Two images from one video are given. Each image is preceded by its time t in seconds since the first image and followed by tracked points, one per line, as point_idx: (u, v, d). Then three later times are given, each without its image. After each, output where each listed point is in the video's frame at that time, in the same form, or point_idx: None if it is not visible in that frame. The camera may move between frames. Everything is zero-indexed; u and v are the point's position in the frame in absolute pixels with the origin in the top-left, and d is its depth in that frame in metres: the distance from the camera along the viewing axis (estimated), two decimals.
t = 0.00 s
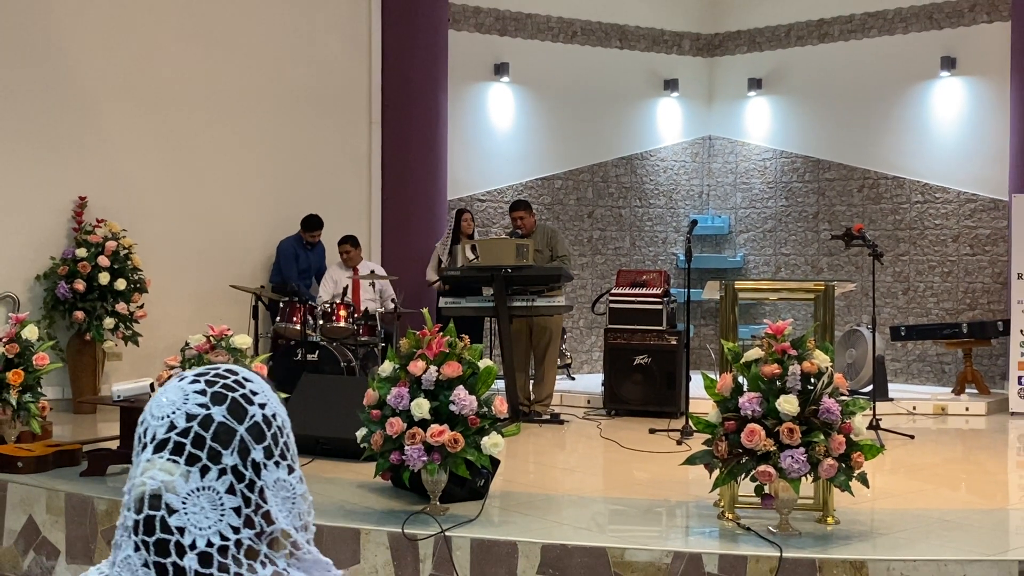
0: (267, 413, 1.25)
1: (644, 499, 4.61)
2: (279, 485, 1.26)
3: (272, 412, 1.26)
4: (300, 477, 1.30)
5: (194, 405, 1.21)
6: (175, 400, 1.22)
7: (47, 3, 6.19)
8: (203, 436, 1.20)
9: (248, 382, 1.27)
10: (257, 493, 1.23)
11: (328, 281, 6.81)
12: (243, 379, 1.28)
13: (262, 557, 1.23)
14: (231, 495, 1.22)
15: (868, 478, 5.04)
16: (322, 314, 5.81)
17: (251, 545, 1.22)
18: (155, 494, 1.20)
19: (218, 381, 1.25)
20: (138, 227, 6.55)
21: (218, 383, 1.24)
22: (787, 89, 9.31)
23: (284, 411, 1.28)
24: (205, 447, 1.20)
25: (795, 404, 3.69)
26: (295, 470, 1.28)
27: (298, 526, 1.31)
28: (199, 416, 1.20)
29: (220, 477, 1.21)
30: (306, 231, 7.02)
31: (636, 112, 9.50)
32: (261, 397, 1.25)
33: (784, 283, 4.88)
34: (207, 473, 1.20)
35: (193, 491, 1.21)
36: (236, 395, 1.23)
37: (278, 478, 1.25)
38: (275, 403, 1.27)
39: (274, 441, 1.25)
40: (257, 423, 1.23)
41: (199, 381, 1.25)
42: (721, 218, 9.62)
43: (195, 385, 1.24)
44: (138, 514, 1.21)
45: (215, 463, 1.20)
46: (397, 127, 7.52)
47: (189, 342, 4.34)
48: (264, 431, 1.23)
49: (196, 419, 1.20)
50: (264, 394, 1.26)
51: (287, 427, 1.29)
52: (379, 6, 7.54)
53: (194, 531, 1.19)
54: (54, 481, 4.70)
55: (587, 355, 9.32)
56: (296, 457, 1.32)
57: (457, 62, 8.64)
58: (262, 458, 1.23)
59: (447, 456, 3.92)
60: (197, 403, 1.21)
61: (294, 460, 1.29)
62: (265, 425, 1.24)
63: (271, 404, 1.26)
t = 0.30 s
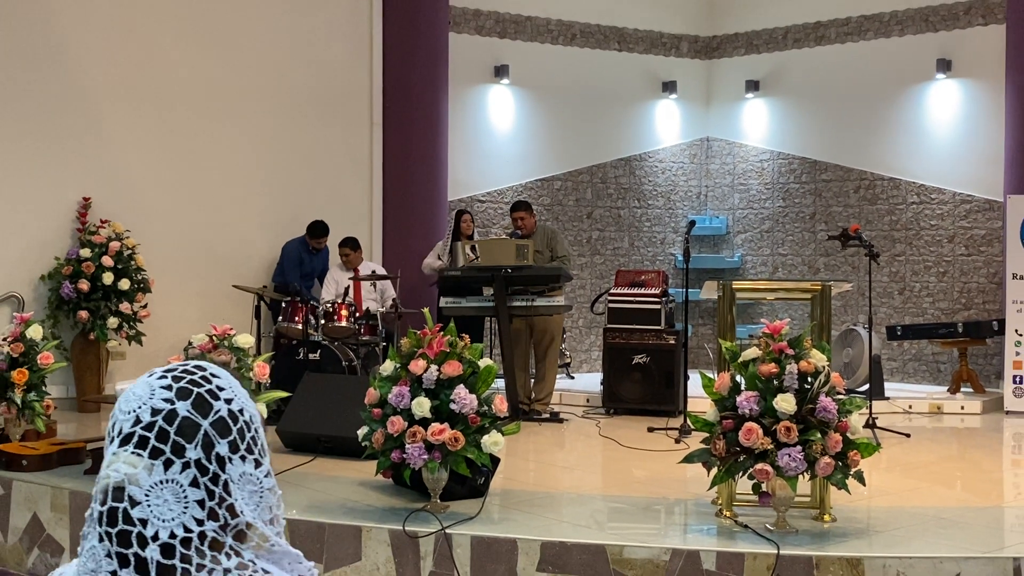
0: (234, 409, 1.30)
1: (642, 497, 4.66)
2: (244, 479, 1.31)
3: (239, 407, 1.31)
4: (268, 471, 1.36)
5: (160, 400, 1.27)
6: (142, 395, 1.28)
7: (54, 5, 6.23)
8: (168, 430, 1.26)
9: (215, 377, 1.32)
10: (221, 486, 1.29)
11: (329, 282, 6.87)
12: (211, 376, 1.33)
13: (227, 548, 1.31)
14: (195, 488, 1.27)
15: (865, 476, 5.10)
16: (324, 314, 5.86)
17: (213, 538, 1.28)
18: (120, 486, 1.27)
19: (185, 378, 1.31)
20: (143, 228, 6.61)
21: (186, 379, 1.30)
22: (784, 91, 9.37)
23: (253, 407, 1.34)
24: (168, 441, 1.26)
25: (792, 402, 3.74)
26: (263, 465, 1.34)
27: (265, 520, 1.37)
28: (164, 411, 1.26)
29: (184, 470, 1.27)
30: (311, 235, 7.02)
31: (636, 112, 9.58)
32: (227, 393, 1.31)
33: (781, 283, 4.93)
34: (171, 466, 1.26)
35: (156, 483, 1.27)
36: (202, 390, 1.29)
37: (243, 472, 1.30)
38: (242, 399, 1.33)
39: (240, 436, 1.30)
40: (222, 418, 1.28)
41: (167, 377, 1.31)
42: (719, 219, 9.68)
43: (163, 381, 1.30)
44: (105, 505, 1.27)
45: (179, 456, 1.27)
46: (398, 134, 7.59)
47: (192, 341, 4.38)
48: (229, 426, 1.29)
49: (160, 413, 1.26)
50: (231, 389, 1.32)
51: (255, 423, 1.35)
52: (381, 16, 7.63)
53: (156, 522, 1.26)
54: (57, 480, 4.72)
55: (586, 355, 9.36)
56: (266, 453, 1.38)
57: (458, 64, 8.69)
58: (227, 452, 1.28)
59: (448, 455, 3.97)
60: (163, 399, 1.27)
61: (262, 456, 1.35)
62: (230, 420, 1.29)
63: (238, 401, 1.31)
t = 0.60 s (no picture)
0: (213, 404, 1.38)
1: (639, 492, 4.77)
2: (223, 472, 1.38)
3: (219, 402, 1.39)
4: (248, 464, 1.43)
5: (140, 395, 1.36)
6: (123, 391, 1.38)
7: (63, 12, 6.33)
8: (146, 425, 1.35)
9: (196, 373, 1.40)
10: (198, 479, 1.37)
11: (333, 281, 6.91)
12: (192, 373, 1.41)
13: (205, 539, 1.38)
14: (173, 480, 1.36)
15: (858, 472, 5.20)
16: (327, 313, 5.95)
17: (191, 529, 1.37)
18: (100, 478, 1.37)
19: (166, 374, 1.40)
20: (149, 229, 6.72)
21: (167, 375, 1.39)
22: (779, 95, 9.50)
23: (232, 402, 1.42)
24: (148, 436, 1.35)
25: (787, 400, 3.80)
26: (242, 459, 1.41)
27: (246, 513, 1.44)
28: (143, 406, 1.35)
29: (162, 464, 1.36)
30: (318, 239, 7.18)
31: (634, 115, 9.71)
32: (206, 389, 1.39)
33: (776, 284, 5.04)
34: (150, 459, 1.35)
35: (135, 476, 1.36)
36: (180, 386, 1.37)
37: (221, 466, 1.38)
38: (223, 395, 1.40)
39: (219, 431, 1.38)
40: (201, 414, 1.37)
41: (149, 374, 1.40)
42: (715, 220, 9.80)
43: (144, 377, 1.39)
44: (85, 497, 1.39)
45: (157, 450, 1.35)
46: (398, 139, 7.71)
47: (199, 340, 4.44)
48: (207, 421, 1.37)
49: (140, 408, 1.35)
50: (211, 385, 1.39)
51: (236, 418, 1.42)
52: (383, 24, 7.78)
53: (133, 514, 1.36)
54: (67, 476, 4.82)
55: (585, 353, 9.47)
56: (248, 447, 1.44)
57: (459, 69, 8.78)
58: (205, 447, 1.36)
59: (449, 451, 4.08)
60: (142, 395, 1.36)
61: (243, 449, 1.42)
62: (209, 415, 1.37)
63: (218, 396, 1.39)
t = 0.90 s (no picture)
0: (201, 402, 1.46)
1: (638, 490, 4.82)
2: (213, 469, 1.47)
3: (207, 400, 1.47)
4: (235, 461, 1.51)
5: (129, 394, 1.42)
6: (112, 390, 1.44)
7: (67, 16, 6.41)
8: (137, 424, 1.42)
9: (183, 371, 1.47)
10: (189, 476, 1.45)
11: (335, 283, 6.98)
12: (179, 371, 1.48)
13: (197, 534, 1.46)
14: (165, 477, 1.43)
15: (854, 470, 5.25)
16: (330, 313, 6.03)
17: (184, 525, 1.44)
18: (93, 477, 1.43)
19: (154, 373, 1.46)
20: (151, 229, 6.79)
21: (155, 373, 1.45)
22: (776, 96, 9.56)
23: (218, 399, 1.49)
24: (138, 434, 1.42)
25: (784, 399, 3.85)
26: (230, 456, 1.49)
27: (235, 508, 1.51)
28: (133, 404, 1.42)
29: (154, 462, 1.43)
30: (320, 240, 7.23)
31: (632, 116, 9.78)
32: (194, 387, 1.46)
33: (773, 283, 5.09)
34: (142, 457, 1.42)
35: (127, 474, 1.43)
36: (169, 385, 1.44)
37: (212, 462, 1.46)
38: (209, 393, 1.48)
39: (207, 428, 1.46)
40: (190, 411, 1.44)
41: (137, 373, 1.46)
42: (712, 221, 9.89)
43: (133, 376, 1.45)
44: (77, 497, 1.46)
45: (148, 448, 1.42)
46: (399, 143, 7.75)
47: (202, 341, 4.40)
48: (196, 418, 1.45)
49: (130, 407, 1.42)
50: (199, 383, 1.47)
51: (223, 415, 1.50)
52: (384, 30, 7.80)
53: (126, 512, 1.42)
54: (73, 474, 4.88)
55: (584, 352, 9.54)
56: (235, 445, 1.52)
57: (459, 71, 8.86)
58: (195, 444, 1.44)
59: (450, 449, 4.13)
60: (132, 393, 1.43)
61: (230, 447, 1.50)
62: (197, 413, 1.45)
63: (206, 394, 1.47)
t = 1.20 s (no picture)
0: (202, 399, 1.48)
1: (635, 484, 4.96)
2: (215, 463, 1.49)
3: (206, 398, 1.50)
4: (230, 455, 1.55)
5: (133, 393, 1.43)
6: (115, 390, 1.44)
7: (76, 21, 6.54)
8: (143, 421, 1.43)
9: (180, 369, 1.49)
10: (194, 472, 1.46)
11: (339, 282, 7.16)
12: (177, 370, 1.50)
13: (202, 528, 1.47)
14: (171, 473, 1.44)
15: (845, 466, 5.39)
16: (335, 312, 6.14)
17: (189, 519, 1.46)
18: (101, 476, 1.43)
19: (155, 371, 1.47)
20: (159, 230, 6.92)
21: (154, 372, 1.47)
22: (768, 101, 9.70)
23: (215, 396, 1.51)
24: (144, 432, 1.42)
25: (776, 396, 3.96)
26: (228, 450, 1.53)
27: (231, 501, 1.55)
28: (138, 403, 1.42)
29: (160, 459, 1.44)
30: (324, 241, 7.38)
31: (628, 121, 9.91)
32: (194, 384, 1.49)
33: (766, 284, 5.23)
34: (148, 455, 1.43)
35: (135, 472, 1.43)
36: (172, 383, 1.45)
37: (213, 457, 1.48)
38: (206, 391, 1.50)
39: (208, 425, 1.48)
40: (192, 408, 1.46)
41: (137, 372, 1.48)
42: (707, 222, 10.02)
43: (134, 375, 1.46)
44: (86, 495, 1.45)
45: (155, 445, 1.43)
46: (403, 147, 7.91)
47: (210, 339, 4.53)
48: (199, 415, 1.46)
49: (135, 405, 1.42)
50: (195, 381, 1.51)
51: (219, 412, 1.52)
52: (389, 35, 7.97)
53: (136, 509, 1.42)
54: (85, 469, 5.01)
55: (582, 351, 9.69)
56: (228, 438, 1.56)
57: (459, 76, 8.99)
58: (199, 440, 1.46)
59: (452, 445, 4.26)
60: (136, 392, 1.43)
61: (224, 443, 1.53)
62: (199, 409, 1.47)
63: (205, 392, 1.50)
